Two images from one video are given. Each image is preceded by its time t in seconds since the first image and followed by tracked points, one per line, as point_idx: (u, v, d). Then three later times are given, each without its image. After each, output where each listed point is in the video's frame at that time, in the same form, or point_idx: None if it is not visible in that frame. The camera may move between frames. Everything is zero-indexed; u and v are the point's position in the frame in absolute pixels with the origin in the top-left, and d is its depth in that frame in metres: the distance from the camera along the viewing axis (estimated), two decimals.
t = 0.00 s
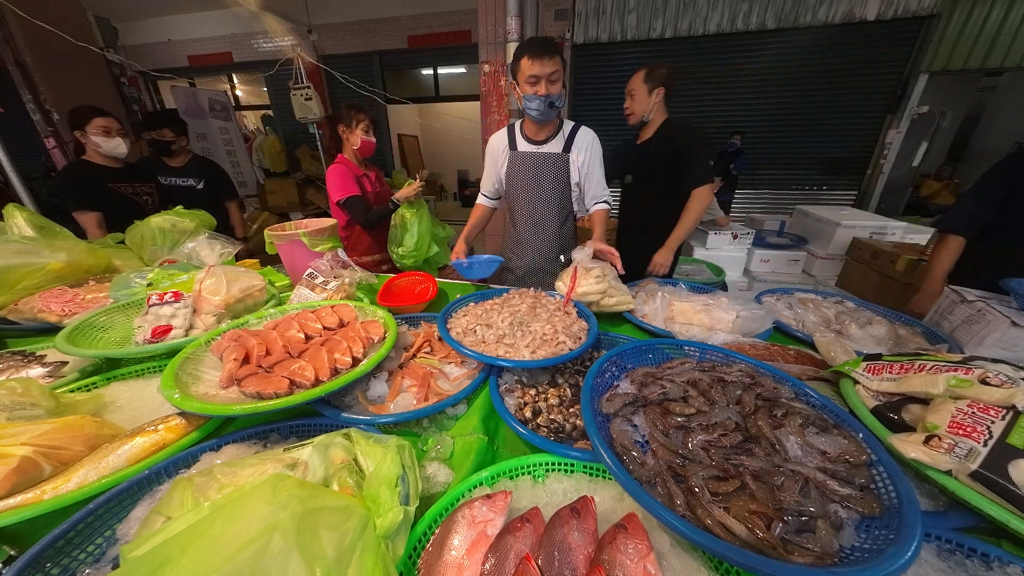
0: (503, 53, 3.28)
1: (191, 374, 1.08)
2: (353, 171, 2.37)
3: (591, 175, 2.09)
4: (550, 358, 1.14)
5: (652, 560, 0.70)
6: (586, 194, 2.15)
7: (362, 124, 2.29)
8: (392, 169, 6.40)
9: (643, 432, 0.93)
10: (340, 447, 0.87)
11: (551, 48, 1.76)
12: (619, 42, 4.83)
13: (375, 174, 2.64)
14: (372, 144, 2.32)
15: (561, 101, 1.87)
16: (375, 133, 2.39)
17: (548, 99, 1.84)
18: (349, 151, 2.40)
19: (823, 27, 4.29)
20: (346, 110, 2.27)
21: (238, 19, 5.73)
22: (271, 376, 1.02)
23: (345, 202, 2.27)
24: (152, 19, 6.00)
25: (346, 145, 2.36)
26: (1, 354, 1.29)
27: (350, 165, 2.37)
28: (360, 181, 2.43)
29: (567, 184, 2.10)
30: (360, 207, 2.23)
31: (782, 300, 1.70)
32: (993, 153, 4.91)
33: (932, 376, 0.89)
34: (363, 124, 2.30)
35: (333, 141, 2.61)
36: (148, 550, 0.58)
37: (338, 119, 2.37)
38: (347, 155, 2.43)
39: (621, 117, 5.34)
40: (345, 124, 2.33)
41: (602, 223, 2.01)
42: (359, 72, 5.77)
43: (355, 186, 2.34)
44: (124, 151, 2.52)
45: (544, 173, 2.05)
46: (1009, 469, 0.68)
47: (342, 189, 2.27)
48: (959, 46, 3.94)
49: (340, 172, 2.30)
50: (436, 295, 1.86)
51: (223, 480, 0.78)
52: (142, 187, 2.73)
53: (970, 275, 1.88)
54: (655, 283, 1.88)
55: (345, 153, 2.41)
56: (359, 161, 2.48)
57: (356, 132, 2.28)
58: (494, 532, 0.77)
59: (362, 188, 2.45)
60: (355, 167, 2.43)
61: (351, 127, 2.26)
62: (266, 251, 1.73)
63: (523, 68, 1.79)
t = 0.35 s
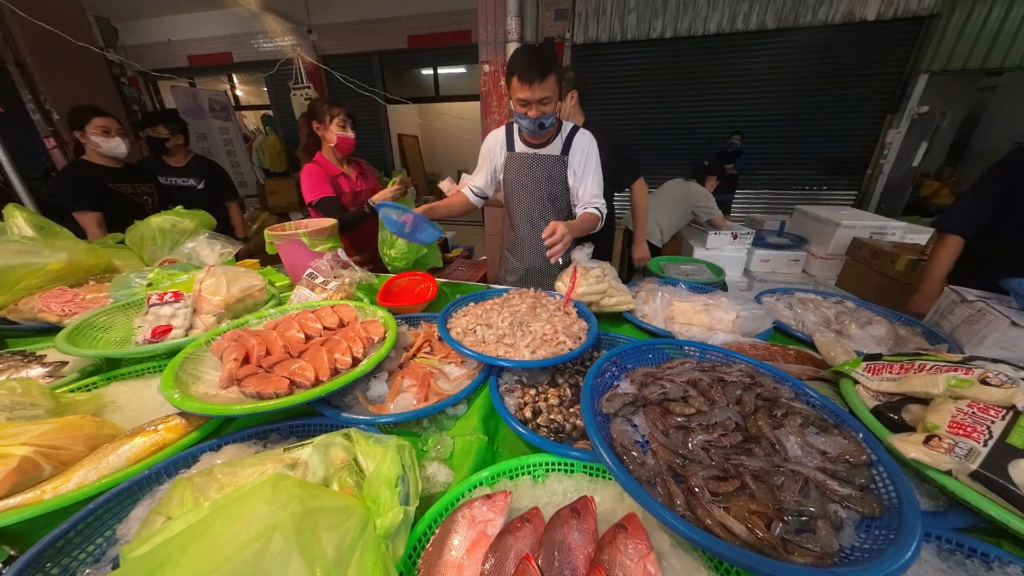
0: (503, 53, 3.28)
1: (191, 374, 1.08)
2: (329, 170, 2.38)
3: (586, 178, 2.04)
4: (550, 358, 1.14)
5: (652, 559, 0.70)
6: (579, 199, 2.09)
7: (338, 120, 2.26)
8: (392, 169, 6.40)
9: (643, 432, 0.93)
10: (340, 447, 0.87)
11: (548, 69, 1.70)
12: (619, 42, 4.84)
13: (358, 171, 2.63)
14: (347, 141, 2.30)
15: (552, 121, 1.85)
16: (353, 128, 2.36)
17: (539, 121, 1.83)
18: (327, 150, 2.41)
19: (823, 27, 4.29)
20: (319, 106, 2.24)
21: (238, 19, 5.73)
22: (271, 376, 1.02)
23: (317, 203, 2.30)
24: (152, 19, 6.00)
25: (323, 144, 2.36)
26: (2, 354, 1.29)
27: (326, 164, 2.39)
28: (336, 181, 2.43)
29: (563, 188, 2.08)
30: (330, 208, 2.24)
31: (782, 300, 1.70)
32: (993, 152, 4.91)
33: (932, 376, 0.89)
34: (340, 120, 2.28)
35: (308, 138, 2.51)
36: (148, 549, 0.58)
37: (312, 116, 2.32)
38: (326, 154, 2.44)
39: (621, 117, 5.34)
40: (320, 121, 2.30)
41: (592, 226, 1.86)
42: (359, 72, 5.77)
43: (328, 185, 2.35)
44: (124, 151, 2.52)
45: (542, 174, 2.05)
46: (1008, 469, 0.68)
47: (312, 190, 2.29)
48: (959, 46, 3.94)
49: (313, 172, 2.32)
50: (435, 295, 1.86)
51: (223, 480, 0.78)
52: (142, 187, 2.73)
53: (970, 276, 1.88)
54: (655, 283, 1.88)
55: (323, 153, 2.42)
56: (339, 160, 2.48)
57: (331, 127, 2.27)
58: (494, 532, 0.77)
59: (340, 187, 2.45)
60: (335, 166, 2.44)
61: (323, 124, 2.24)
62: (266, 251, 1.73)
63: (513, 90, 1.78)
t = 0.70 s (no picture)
0: (503, 53, 3.28)
1: (191, 374, 1.08)
2: (313, 173, 2.37)
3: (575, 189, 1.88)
4: (550, 358, 1.14)
5: (652, 560, 0.70)
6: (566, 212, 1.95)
7: (319, 123, 2.17)
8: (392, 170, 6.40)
9: (643, 432, 0.93)
10: (340, 447, 0.87)
11: (520, 126, 1.38)
12: (618, 42, 4.84)
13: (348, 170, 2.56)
14: (329, 145, 2.21)
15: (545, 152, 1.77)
16: (338, 131, 2.25)
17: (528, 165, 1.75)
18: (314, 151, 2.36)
19: (822, 27, 4.29)
20: (298, 107, 2.13)
21: (238, 19, 5.73)
22: (271, 376, 1.02)
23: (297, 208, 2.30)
24: (152, 19, 5.99)
25: (307, 146, 2.32)
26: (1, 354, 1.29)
27: (310, 166, 2.37)
28: (320, 183, 2.40)
29: (551, 200, 1.96)
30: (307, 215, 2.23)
31: (782, 300, 1.70)
32: (993, 152, 4.91)
33: (932, 376, 0.89)
34: (321, 123, 2.18)
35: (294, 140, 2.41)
36: (147, 550, 0.58)
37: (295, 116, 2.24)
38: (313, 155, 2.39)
39: (621, 117, 5.34)
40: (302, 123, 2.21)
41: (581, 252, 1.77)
42: (359, 72, 5.77)
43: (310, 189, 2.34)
44: (117, 149, 2.51)
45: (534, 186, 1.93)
46: (1009, 469, 0.68)
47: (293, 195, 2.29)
48: (959, 46, 3.94)
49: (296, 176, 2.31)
50: (435, 294, 1.87)
51: (223, 480, 0.78)
52: (142, 186, 2.72)
53: (970, 276, 1.88)
54: (655, 283, 1.88)
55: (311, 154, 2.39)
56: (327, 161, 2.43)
57: (312, 130, 2.19)
58: (494, 533, 0.77)
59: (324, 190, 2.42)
60: (322, 169, 2.41)
61: (303, 127, 2.17)
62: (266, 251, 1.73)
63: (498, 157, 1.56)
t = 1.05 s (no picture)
0: (503, 52, 3.28)
1: (191, 374, 1.08)
2: (315, 172, 2.39)
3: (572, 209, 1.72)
4: (537, 363, 1.13)
5: (652, 561, 0.70)
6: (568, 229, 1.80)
7: (317, 129, 2.14)
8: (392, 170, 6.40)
9: (643, 432, 0.93)
10: (339, 447, 0.87)
11: (475, 195, 1.27)
12: (618, 42, 4.84)
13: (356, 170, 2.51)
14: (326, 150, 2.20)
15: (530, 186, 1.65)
16: (337, 137, 2.20)
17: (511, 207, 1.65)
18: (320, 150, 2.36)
19: (823, 27, 4.29)
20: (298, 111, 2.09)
21: (238, 19, 5.73)
22: (270, 376, 1.02)
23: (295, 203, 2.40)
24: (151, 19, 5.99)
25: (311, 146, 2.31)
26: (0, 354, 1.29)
27: (314, 165, 2.38)
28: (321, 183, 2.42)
29: (546, 220, 1.79)
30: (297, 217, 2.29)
31: (782, 300, 1.70)
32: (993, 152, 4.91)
33: (933, 376, 0.89)
34: (319, 129, 2.14)
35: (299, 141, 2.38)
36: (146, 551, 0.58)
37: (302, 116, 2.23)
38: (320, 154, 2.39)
39: (621, 117, 5.34)
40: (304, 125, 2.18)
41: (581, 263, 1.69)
42: (359, 72, 5.77)
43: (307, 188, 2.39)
44: (112, 149, 2.50)
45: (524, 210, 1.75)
46: (1009, 470, 0.68)
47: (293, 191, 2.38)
48: (959, 46, 3.94)
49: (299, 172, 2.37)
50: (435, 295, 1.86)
51: (222, 481, 0.78)
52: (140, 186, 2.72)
53: (970, 276, 1.88)
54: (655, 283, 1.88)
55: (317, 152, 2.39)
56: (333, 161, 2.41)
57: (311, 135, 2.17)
58: (494, 533, 0.77)
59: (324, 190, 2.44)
60: (325, 169, 2.40)
61: (302, 130, 2.16)
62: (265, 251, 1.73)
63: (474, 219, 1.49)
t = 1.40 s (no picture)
0: (503, 52, 3.28)
1: (191, 374, 1.08)
2: (327, 171, 2.38)
3: (580, 207, 1.71)
4: (514, 370, 1.10)
5: (652, 561, 0.70)
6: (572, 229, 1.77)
7: (331, 129, 2.13)
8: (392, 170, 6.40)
9: (643, 432, 0.93)
10: (339, 447, 0.87)
11: (506, 135, 1.25)
12: (618, 42, 4.84)
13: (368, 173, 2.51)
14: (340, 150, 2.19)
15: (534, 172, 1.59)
16: (353, 138, 2.20)
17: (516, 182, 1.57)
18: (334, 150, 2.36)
19: (823, 27, 4.29)
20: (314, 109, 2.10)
21: (238, 20, 5.73)
22: (270, 376, 1.02)
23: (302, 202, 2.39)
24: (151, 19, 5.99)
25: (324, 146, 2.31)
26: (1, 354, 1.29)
27: (326, 165, 2.38)
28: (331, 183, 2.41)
29: (552, 214, 1.79)
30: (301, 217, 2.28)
31: (782, 300, 1.70)
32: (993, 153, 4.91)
33: (932, 376, 0.89)
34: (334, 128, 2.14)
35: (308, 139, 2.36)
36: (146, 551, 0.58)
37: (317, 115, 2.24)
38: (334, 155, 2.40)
39: (621, 117, 5.34)
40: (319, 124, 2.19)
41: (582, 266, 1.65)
42: (359, 72, 5.78)
43: (318, 188, 2.38)
44: (111, 148, 2.49)
45: (532, 202, 1.77)
46: (1009, 470, 0.68)
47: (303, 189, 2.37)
48: (959, 46, 3.94)
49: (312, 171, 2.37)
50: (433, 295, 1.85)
51: (222, 480, 0.78)
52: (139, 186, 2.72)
53: (969, 276, 1.88)
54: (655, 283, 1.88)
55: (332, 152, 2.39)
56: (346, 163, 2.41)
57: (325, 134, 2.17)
58: (494, 533, 0.77)
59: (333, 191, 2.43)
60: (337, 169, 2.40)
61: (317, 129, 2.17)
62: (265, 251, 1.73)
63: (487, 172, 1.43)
